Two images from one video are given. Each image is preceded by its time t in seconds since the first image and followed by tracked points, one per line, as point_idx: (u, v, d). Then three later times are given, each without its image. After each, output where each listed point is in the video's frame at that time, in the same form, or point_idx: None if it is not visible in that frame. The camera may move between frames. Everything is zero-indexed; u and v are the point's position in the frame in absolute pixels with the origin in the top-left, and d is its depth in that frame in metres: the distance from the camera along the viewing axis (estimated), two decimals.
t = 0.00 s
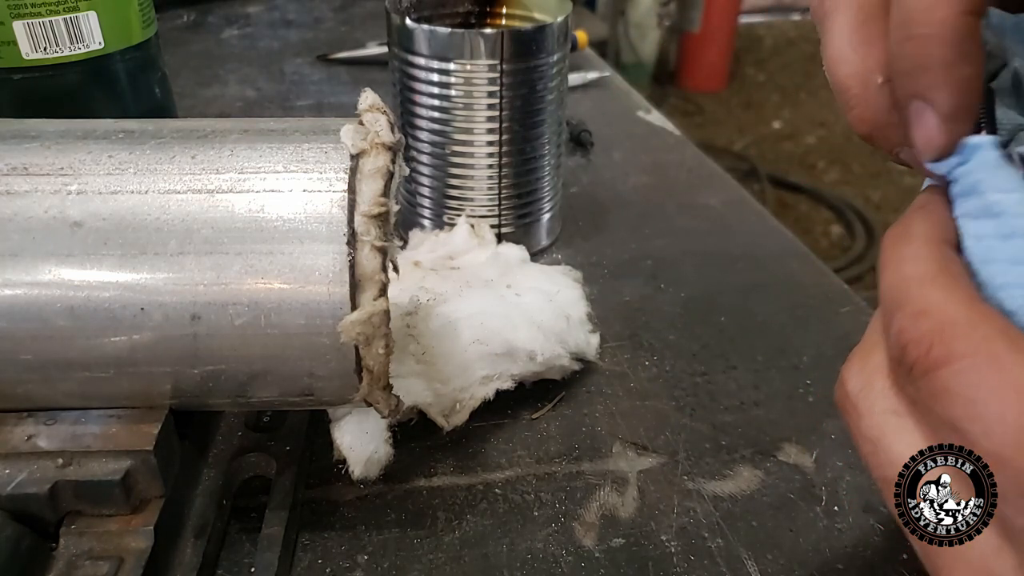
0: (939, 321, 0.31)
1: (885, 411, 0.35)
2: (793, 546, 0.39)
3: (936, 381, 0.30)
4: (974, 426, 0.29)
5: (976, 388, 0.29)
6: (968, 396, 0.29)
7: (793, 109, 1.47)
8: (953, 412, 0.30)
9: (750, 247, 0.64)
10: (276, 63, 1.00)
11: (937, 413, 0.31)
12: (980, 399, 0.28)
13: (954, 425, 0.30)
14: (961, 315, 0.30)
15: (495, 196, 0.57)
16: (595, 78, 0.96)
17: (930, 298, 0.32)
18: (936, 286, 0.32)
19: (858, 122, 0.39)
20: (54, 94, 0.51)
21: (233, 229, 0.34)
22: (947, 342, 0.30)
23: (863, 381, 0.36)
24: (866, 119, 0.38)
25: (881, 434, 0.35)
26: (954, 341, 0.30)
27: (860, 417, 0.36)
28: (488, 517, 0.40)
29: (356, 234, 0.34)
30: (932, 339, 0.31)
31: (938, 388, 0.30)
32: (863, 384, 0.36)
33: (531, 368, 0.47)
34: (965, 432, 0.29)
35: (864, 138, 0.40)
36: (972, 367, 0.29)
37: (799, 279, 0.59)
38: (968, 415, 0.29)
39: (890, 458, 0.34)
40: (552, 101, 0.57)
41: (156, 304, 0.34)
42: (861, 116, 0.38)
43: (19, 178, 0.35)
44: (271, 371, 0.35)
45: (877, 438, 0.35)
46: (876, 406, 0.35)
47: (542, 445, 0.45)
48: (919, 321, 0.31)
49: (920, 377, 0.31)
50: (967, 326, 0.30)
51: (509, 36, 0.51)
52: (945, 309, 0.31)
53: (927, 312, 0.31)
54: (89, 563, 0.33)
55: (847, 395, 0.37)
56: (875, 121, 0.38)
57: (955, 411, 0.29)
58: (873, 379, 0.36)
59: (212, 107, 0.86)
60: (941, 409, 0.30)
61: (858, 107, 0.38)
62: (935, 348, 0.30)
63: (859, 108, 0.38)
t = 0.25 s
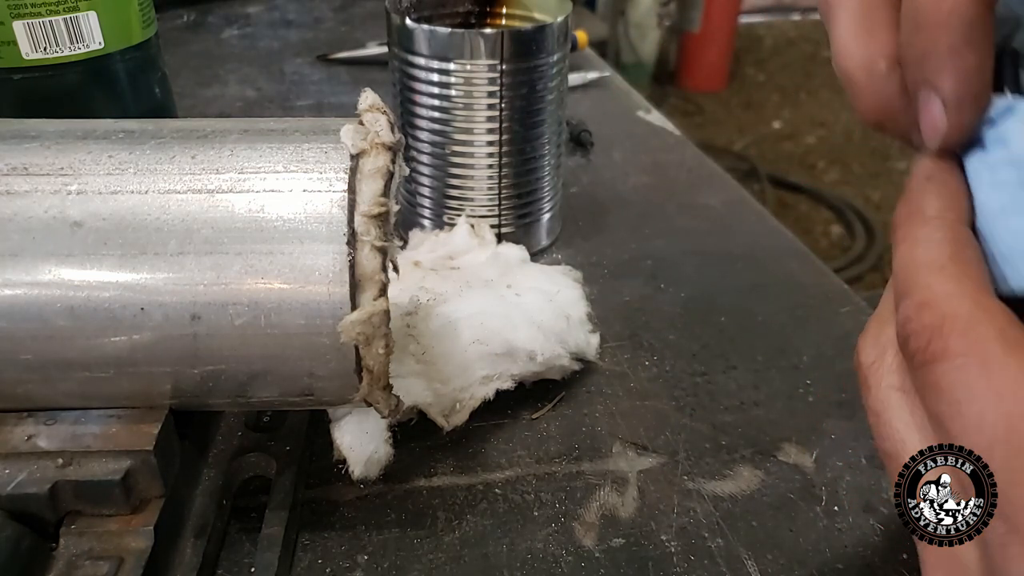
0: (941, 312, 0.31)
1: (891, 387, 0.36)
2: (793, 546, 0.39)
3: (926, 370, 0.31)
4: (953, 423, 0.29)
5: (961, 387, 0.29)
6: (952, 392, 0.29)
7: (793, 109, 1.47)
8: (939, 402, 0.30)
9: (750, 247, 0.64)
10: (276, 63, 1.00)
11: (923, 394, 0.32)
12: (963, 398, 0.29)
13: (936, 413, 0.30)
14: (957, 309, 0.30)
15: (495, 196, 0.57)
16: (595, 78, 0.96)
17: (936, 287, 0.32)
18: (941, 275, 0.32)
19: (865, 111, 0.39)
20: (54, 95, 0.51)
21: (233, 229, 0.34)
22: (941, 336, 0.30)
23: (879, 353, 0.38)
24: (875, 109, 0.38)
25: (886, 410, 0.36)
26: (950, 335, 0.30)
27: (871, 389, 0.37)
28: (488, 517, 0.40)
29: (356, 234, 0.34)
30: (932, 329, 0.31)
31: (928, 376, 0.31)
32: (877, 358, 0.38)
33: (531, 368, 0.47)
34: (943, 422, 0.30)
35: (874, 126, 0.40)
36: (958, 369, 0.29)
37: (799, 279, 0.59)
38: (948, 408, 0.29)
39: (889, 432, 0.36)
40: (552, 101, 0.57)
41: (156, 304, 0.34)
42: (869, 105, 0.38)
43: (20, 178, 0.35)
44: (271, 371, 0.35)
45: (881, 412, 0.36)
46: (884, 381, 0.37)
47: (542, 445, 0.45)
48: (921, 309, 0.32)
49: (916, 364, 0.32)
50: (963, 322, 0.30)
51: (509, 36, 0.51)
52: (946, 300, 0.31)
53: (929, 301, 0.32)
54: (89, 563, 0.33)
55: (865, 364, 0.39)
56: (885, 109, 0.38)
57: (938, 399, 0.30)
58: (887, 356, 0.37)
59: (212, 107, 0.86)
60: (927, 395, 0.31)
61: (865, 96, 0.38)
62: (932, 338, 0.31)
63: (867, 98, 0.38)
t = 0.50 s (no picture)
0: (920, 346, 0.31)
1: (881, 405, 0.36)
2: (793, 546, 0.39)
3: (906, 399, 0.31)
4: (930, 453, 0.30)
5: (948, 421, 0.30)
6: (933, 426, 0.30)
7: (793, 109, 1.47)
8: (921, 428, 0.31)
9: (750, 247, 0.64)
10: (276, 63, 1.00)
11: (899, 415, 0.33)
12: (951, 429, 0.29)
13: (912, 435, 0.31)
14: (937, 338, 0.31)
15: (495, 196, 0.57)
16: (595, 78, 0.96)
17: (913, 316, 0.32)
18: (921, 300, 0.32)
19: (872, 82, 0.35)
20: (53, 95, 0.51)
21: (233, 229, 0.34)
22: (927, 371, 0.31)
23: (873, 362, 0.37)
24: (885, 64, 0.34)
25: (878, 430, 0.35)
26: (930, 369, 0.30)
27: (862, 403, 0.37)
28: (488, 517, 0.40)
29: (356, 234, 0.34)
30: (913, 361, 0.31)
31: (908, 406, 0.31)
32: (869, 366, 0.37)
33: (531, 368, 0.47)
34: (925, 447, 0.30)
35: (877, 96, 0.36)
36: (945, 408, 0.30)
37: (799, 279, 0.59)
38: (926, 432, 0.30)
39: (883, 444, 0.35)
40: (552, 101, 0.57)
41: (156, 304, 0.34)
42: (877, 70, 0.35)
43: (19, 178, 0.35)
44: (272, 371, 0.35)
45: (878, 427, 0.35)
46: (874, 399, 0.36)
47: (542, 445, 0.45)
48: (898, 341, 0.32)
49: (894, 388, 0.33)
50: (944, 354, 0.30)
51: (509, 36, 0.51)
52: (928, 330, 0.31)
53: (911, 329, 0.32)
54: (89, 563, 0.33)
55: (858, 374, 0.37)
56: (894, 78, 0.34)
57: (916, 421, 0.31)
58: (876, 369, 0.36)
59: (212, 107, 0.86)
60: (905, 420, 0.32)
61: (875, 60, 0.35)
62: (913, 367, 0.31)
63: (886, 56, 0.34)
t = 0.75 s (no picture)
0: (794, 386, 0.31)
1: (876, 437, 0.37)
2: (793, 546, 0.39)
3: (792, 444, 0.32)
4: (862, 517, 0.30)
5: (823, 459, 0.30)
6: (807, 459, 0.30)
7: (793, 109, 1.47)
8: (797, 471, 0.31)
9: (750, 247, 0.64)
10: (276, 63, 1.00)
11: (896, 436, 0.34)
12: (818, 462, 0.30)
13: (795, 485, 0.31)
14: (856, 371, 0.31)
15: (495, 196, 0.57)
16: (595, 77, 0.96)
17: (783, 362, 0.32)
18: (784, 354, 0.32)
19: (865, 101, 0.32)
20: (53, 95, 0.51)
21: (233, 229, 0.34)
22: (790, 428, 0.30)
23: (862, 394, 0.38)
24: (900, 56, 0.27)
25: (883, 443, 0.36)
26: (793, 413, 0.30)
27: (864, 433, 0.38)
28: (488, 517, 0.40)
29: (356, 234, 0.34)
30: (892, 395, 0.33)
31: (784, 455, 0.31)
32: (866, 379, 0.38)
33: (531, 368, 0.47)
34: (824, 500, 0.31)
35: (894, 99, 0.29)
36: (822, 460, 0.30)
37: (799, 279, 0.59)
38: (801, 473, 0.30)
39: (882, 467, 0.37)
40: (552, 101, 0.57)
41: (156, 304, 0.34)
42: (902, 70, 0.27)
43: (20, 178, 0.35)
44: (272, 371, 0.35)
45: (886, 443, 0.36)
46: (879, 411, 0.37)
47: (542, 445, 0.45)
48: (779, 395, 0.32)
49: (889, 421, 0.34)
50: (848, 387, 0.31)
51: (509, 36, 0.51)
52: (795, 372, 0.31)
53: (787, 373, 0.31)
54: (89, 563, 0.33)
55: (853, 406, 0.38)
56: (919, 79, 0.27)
57: (791, 468, 0.31)
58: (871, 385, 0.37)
59: (212, 107, 0.86)
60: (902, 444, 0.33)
61: (896, 62, 0.27)
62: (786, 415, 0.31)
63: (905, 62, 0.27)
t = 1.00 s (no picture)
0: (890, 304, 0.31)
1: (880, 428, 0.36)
2: (793, 546, 0.39)
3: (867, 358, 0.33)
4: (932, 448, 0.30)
5: (918, 376, 0.30)
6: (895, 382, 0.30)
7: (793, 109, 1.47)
8: (881, 384, 0.31)
9: (750, 247, 0.64)
10: (276, 63, 1.00)
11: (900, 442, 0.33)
12: (916, 380, 0.30)
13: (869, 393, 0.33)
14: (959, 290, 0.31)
15: (495, 196, 0.57)
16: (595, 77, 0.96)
17: (874, 271, 0.33)
18: (877, 265, 0.33)
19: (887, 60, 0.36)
20: (53, 95, 0.51)
21: (233, 229, 0.34)
22: (878, 333, 0.31)
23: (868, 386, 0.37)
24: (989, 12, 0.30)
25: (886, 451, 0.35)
26: (887, 329, 0.31)
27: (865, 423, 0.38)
28: (488, 517, 0.40)
29: (356, 234, 0.34)
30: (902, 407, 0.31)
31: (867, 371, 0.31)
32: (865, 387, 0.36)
33: (531, 368, 0.47)
34: (886, 412, 0.32)
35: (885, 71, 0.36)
36: (916, 376, 0.30)
37: (799, 279, 0.59)
38: (885, 387, 0.31)
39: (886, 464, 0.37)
40: (552, 101, 0.57)
41: (156, 304, 0.34)
42: (900, 44, 0.35)
43: (20, 178, 0.35)
44: (272, 371, 0.35)
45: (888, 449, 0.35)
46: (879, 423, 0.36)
47: (542, 445, 0.45)
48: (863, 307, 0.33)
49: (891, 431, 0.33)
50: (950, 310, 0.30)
51: (509, 36, 0.51)
52: (887, 285, 0.32)
53: (877, 288, 0.32)
54: (89, 563, 0.33)
55: (856, 395, 0.38)
56: (912, 56, 0.35)
57: (875, 381, 0.32)
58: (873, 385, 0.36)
59: (212, 107, 0.86)
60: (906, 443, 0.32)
61: (899, 36, 0.34)
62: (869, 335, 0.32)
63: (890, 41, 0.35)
